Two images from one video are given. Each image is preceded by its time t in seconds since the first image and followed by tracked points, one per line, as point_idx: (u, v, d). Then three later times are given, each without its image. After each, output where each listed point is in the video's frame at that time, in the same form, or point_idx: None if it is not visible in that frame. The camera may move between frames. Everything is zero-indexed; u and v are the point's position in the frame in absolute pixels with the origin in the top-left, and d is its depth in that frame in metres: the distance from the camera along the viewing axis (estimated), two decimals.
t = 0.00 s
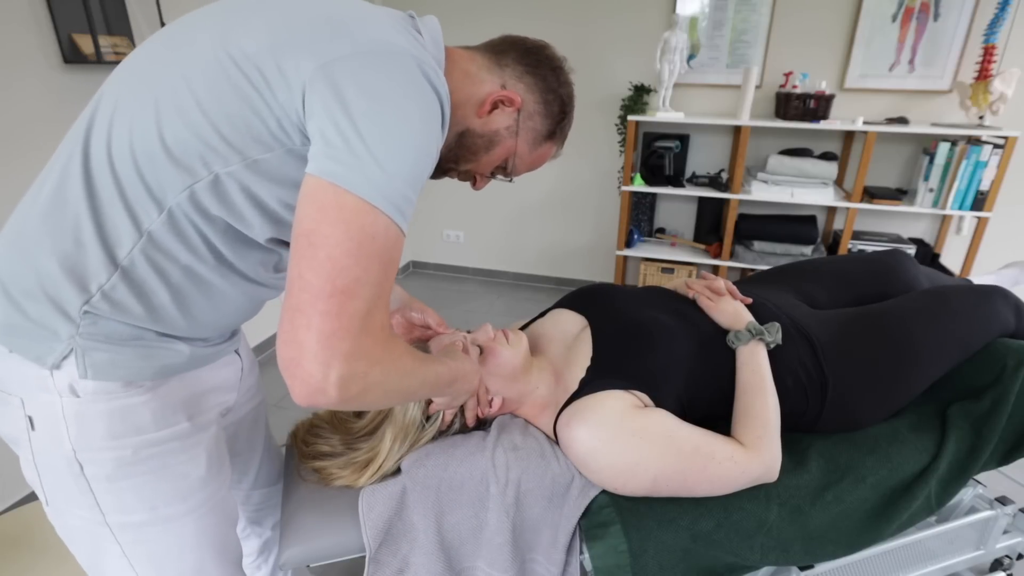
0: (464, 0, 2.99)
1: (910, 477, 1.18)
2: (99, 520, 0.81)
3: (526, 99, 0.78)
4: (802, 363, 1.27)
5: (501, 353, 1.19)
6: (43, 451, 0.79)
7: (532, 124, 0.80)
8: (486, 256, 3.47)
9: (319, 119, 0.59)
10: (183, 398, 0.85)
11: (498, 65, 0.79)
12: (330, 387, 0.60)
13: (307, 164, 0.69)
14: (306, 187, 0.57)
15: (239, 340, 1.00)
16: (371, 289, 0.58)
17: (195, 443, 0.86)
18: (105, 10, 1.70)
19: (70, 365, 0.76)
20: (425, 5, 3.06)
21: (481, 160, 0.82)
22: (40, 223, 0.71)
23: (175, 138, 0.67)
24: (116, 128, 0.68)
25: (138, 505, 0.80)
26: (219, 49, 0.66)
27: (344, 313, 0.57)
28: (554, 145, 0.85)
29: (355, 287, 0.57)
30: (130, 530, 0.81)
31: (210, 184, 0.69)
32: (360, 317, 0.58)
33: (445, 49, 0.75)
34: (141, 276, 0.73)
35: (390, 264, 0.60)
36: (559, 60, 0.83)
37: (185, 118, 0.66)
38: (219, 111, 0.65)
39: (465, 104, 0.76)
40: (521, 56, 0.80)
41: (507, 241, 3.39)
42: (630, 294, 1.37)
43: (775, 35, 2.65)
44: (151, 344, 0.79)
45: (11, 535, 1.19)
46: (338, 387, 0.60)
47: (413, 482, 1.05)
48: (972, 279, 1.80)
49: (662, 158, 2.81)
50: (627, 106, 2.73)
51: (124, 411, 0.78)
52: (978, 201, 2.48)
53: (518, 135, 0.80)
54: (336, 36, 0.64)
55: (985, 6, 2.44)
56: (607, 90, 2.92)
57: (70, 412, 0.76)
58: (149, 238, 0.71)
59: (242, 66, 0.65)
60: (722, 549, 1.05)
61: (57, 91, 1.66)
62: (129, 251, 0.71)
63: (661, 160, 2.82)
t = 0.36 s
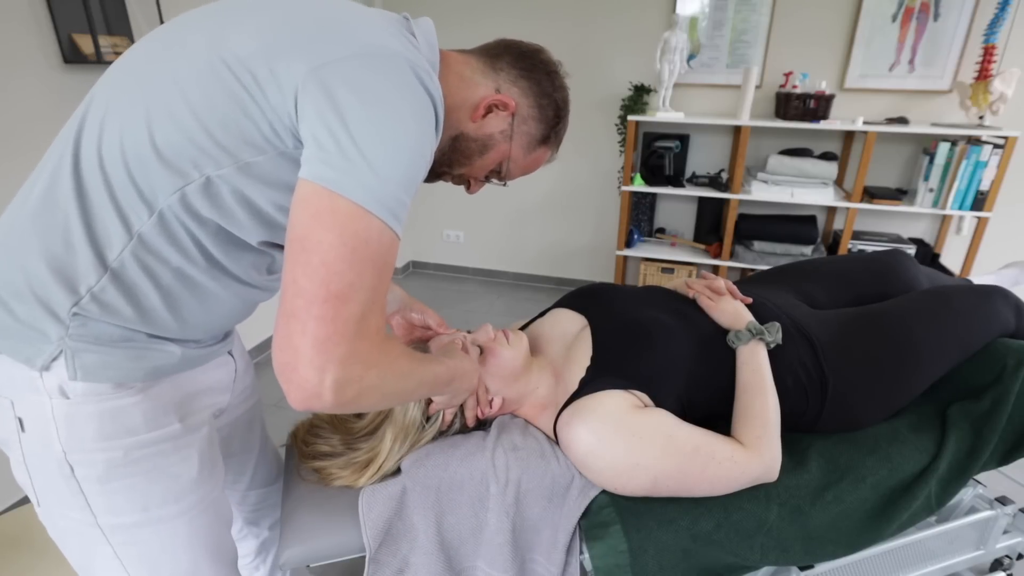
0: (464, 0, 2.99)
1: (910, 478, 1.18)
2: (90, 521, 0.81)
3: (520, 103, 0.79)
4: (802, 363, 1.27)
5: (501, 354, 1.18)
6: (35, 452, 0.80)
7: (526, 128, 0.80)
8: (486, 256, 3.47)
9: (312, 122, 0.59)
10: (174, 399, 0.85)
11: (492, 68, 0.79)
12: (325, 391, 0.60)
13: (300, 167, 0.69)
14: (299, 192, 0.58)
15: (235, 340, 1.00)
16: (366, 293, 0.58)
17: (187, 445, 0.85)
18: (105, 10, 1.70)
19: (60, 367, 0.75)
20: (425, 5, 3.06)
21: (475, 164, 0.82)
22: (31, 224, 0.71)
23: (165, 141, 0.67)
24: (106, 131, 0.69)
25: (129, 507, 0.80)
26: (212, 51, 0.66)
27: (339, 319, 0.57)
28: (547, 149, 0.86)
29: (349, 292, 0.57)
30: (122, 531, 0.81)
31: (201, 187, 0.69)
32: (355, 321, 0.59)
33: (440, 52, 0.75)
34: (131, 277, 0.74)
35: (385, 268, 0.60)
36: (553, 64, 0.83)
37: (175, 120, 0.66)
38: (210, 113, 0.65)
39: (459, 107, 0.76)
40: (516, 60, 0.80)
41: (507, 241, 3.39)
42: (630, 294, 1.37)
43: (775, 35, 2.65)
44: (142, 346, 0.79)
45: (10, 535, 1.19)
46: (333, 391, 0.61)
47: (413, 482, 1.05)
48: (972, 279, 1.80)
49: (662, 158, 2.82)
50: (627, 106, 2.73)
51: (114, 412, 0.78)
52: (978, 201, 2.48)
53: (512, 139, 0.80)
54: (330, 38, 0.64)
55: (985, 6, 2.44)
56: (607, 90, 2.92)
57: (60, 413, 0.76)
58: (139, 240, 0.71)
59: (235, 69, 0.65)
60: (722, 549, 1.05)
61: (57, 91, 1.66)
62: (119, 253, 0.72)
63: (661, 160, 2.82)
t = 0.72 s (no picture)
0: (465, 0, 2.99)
1: (910, 478, 1.18)
2: (92, 522, 0.81)
3: (506, 73, 0.79)
4: (801, 363, 1.27)
5: (501, 350, 1.18)
6: (34, 453, 0.80)
7: (515, 98, 0.80)
8: (486, 256, 3.47)
9: (288, 109, 0.59)
10: (173, 398, 0.85)
11: (476, 39, 0.79)
12: (303, 369, 0.61)
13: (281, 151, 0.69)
14: (278, 180, 0.59)
15: (233, 339, 0.99)
16: (341, 277, 0.59)
17: (189, 442, 0.85)
18: (105, 10, 1.70)
19: (57, 367, 0.75)
20: (426, 6, 3.06)
21: (464, 138, 0.82)
22: (20, 224, 0.71)
23: (145, 134, 0.67)
24: (86, 127, 0.69)
25: (132, 506, 0.80)
26: (185, 38, 0.66)
27: (316, 300, 0.58)
28: (538, 120, 0.86)
29: (325, 277, 0.58)
30: (125, 531, 0.81)
31: (183, 177, 0.69)
32: (331, 304, 0.60)
33: (421, 27, 0.75)
34: (123, 274, 0.74)
35: (361, 253, 0.61)
36: (538, 31, 0.83)
37: (154, 112, 0.66)
38: (188, 102, 0.65)
39: (444, 82, 0.76)
40: (499, 29, 0.80)
41: (506, 241, 3.39)
42: (629, 294, 1.37)
43: (775, 35, 2.65)
44: (140, 344, 0.79)
45: (10, 536, 1.19)
46: (311, 370, 0.61)
47: (413, 483, 1.05)
48: (971, 279, 1.81)
49: (662, 158, 2.82)
50: (627, 106, 2.73)
51: (113, 412, 0.78)
52: (978, 201, 2.48)
53: (500, 110, 0.80)
54: (299, 17, 0.63)
55: (986, 6, 2.44)
56: (607, 90, 2.92)
57: (59, 414, 0.76)
58: (127, 234, 0.71)
59: (209, 56, 0.65)
60: (722, 549, 1.05)
61: (57, 91, 1.66)
62: (109, 249, 0.72)
63: (661, 160, 2.82)
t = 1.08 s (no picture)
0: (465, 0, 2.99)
1: (910, 477, 1.18)
2: (89, 523, 0.81)
3: (508, 88, 0.79)
4: (801, 363, 1.27)
5: (501, 351, 1.18)
6: (32, 454, 0.79)
7: (515, 113, 0.80)
8: (486, 256, 3.47)
9: (291, 111, 0.60)
10: (169, 398, 0.85)
11: (480, 52, 0.79)
12: (283, 364, 0.62)
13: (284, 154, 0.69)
14: (273, 178, 0.59)
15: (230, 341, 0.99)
16: (328, 279, 0.60)
17: (185, 443, 0.85)
18: (104, 10, 1.70)
19: (54, 368, 0.75)
20: (425, 6, 3.06)
21: (462, 150, 0.82)
22: (19, 225, 0.71)
23: (149, 136, 0.67)
24: (89, 129, 0.69)
25: (127, 507, 0.80)
26: (190, 41, 0.66)
27: (300, 301, 0.59)
28: (537, 136, 0.86)
29: (311, 277, 0.58)
30: (120, 532, 0.81)
31: (185, 180, 0.69)
32: (316, 304, 0.60)
33: (426, 37, 0.75)
34: (122, 275, 0.74)
35: (350, 255, 0.61)
36: (541, 48, 0.83)
37: (158, 114, 0.66)
38: (192, 106, 0.66)
39: (445, 93, 0.76)
40: (503, 43, 0.80)
41: (506, 241, 3.39)
42: (629, 294, 1.37)
43: (775, 35, 2.65)
44: (136, 345, 0.79)
45: (9, 536, 1.19)
46: (291, 366, 0.62)
47: (413, 483, 1.05)
48: (971, 279, 1.81)
49: (662, 158, 2.82)
50: (627, 106, 2.73)
51: (109, 413, 0.78)
52: (978, 201, 2.48)
53: (499, 124, 0.80)
54: (305, 20, 0.63)
55: (986, 6, 2.44)
56: (607, 89, 2.92)
57: (55, 414, 0.76)
58: (127, 236, 0.71)
59: (214, 59, 0.65)
60: (722, 549, 1.06)
61: (57, 91, 1.66)
62: (108, 250, 0.72)
63: (661, 160, 2.82)
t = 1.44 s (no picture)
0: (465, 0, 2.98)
1: (910, 477, 1.18)
2: (89, 522, 0.81)
3: (510, 85, 0.79)
4: (801, 364, 1.27)
5: (499, 351, 1.17)
6: (32, 454, 0.79)
7: (517, 110, 0.80)
8: (486, 256, 3.47)
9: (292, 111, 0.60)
10: (168, 398, 0.85)
11: (481, 50, 0.79)
12: (271, 361, 0.62)
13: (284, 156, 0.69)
14: (268, 175, 0.59)
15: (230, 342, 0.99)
16: (319, 278, 0.60)
17: (185, 444, 0.85)
18: (104, 10, 1.70)
19: (53, 368, 0.75)
20: (426, 6, 3.06)
21: (465, 148, 0.82)
22: (18, 225, 0.71)
23: (151, 138, 0.67)
24: (91, 130, 0.69)
25: (127, 507, 0.80)
26: (192, 43, 0.66)
27: (291, 299, 0.59)
28: (541, 133, 0.86)
29: (302, 276, 0.58)
30: (121, 532, 0.81)
31: (186, 183, 0.69)
32: (307, 303, 0.60)
33: (427, 36, 0.75)
34: (122, 276, 0.74)
35: (343, 255, 0.61)
36: (543, 45, 0.83)
37: (161, 115, 0.66)
38: (195, 108, 0.66)
39: (447, 91, 0.76)
40: (504, 41, 0.80)
41: (506, 241, 3.39)
42: (629, 294, 1.38)
43: (775, 35, 2.65)
44: (135, 345, 0.79)
45: (9, 536, 1.18)
46: (279, 364, 0.62)
47: (413, 483, 1.05)
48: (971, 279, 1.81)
49: (662, 158, 2.82)
50: (627, 106, 2.73)
51: (108, 413, 0.78)
52: (978, 201, 2.48)
53: (502, 121, 0.80)
54: (306, 21, 0.63)
55: (986, 6, 2.44)
56: (607, 89, 2.92)
57: (54, 414, 0.76)
58: (128, 237, 0.71)
59: (216, 62, 0.65)
60: (722, 549, 1.06)
61: (57, 90, 1.66)
62: (109, 251, 0.72)
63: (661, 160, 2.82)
